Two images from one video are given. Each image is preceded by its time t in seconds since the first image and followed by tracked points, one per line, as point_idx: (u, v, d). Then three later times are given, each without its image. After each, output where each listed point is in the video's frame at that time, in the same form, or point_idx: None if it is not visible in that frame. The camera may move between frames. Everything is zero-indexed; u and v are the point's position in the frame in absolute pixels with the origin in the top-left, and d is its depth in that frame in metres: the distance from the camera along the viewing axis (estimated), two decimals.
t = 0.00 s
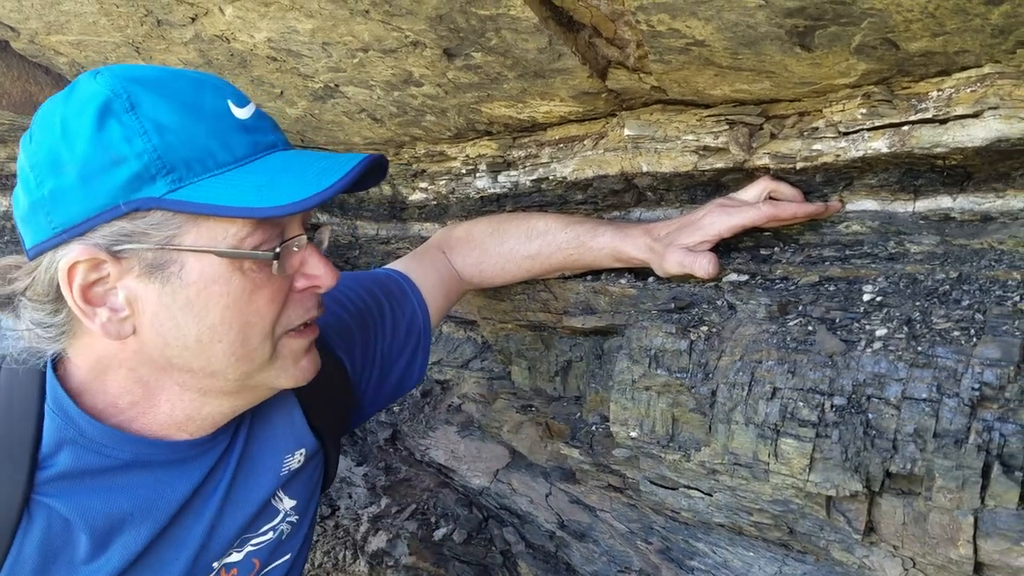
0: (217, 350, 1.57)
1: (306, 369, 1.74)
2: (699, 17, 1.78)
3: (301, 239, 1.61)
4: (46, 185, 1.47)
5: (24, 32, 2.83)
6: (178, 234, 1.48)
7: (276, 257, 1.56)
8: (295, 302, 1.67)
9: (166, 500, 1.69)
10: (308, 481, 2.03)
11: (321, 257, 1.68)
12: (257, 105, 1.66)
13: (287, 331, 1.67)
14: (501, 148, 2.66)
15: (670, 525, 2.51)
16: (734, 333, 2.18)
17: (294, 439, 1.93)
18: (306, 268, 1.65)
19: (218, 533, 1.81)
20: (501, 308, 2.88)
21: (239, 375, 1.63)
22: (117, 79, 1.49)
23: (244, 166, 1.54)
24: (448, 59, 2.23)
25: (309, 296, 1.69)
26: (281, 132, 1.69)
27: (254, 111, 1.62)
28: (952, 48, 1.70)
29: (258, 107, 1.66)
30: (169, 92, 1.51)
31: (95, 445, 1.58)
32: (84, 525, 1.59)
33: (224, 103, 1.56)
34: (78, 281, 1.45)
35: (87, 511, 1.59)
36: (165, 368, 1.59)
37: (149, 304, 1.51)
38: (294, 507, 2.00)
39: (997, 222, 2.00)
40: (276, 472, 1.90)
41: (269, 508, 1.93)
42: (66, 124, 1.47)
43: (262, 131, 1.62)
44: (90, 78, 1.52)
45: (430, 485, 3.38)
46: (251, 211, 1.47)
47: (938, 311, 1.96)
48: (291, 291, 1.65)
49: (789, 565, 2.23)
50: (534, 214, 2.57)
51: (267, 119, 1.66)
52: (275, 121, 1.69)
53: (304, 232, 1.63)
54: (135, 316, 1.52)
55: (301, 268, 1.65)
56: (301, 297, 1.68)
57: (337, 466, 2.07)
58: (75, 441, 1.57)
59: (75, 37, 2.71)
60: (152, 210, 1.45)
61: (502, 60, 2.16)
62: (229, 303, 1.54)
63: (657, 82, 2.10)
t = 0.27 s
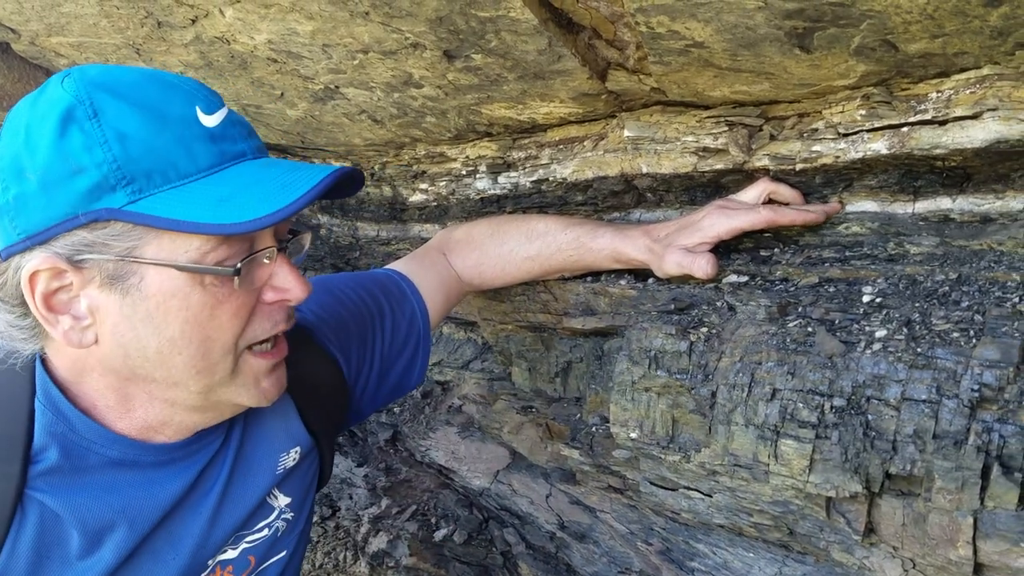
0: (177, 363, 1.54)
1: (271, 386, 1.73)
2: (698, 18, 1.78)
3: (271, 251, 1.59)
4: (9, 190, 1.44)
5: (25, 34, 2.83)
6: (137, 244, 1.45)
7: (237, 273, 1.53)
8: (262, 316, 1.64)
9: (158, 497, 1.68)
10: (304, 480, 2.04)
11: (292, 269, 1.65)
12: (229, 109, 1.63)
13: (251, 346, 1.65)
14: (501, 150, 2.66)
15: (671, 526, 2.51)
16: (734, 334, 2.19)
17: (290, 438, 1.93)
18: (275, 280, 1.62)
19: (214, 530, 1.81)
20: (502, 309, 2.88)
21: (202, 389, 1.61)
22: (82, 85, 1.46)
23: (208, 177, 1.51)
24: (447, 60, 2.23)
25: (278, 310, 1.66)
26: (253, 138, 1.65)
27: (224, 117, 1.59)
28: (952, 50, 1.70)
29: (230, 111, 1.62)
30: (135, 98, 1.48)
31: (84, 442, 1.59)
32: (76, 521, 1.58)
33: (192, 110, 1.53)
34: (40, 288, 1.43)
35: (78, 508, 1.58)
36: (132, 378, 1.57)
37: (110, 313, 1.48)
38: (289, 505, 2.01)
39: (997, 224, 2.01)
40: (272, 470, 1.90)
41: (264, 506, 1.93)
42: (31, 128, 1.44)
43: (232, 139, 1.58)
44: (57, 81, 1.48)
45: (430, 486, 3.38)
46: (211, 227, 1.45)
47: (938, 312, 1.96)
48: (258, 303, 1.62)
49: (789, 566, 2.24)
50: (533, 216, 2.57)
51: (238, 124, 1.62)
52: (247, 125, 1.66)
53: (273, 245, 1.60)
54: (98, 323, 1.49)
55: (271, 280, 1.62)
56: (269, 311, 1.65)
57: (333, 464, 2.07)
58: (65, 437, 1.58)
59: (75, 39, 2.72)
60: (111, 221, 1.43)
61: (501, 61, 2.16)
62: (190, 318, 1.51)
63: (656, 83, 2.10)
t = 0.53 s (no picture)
0: (173, 366, 1.55)
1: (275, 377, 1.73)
2: (702, 18, 1.78)
3: (265, 255, 1.59)
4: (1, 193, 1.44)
5: (30, 33, 2.84)
6: (128, 248, 1.45)
7: (230, 277, 1.53)
8: (258, 318, 1.64)
9: (159, 498, 1.68)
10: (305, 479, 2.04)
11: (287, 272, 1.65)
12: (224, 110, 1.61)
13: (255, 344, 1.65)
14: (505, 149, 2.66)
15: (675, 525, 2.51)
16: (738, 333, 2.18)
17: (292, 437, 1.93)
18: (270, 284, 1.62)
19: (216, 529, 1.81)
20: (505, 308, 2.88)
21: (199, 392, 1.62)
22: (74, 86, 1.44)
23: (200, 181, 1.50)
24: (452, 60, 2.23)
25: (274, 312, 1.66)
26: (248, 139, 1.63)
27: (218, 119, 1.57)
28: (957, 49, 1.70)
29: (225, 111, 1.61)
30: (127, 100, 1.46)
31: (85, 442, 1.59)
32: (78, 522, 1.58)
33: (185, 112, 1.51)
34: (33, 293, 1.43)
35: (80, 509, 1.58)
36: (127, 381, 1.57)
37: (103, 316, 1.48)
38: (291, 503, 2.01)
39: (1002, 223, 2.00)
40: (274, 469, 1.90)
41: (266, 505, 1.94)
42: (22, 131, 1.43)
43: (226, 141, 1.57)
44: (50, 82, 1.47)
45: (433, 485, 3.38)
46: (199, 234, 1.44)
47: (943, 312, 1.96)
48: (253, 306, 1.62)
49: (793, 566, 2.24)
50: (537, 216, 2.57)
51: (233, 126, 1.61)
52: (242, 126, 1.64)
53: (268, 248, 1.60)
54: (92, 327, 1.49)
55: (266, 283, 1.62)
56: (265, 313, 1.65)
57: (335, 463, 2.07)
58: (66, 438, 1.58)
59: (80, 38, 2.72)
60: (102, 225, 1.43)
61: (506, 61, 2.16)
62: (183, 323, 1.51)
63: (660, 82, 2.10)
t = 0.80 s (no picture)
0: (179, 366, 1.54)
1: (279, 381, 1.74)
2: (705, 16, 1.78)
3: (272, 254, 1.59)
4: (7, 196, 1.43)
5: (31, 32, 2.84)
6: (133, 251, 1.45)
7: (237, 279, 1.53)
8: (266, 317, 1.64)
9: (163, 497, 1.68)
10: (307, 477, 2.04)
11: (293, 271, 1.64)
12: (227, 110, 1.61)
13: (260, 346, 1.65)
14: (507, 148, 2.66)
15: (676, 525, 2.51)
16: (740, 333, 2.18)
17: (293, 435, 1.93)
18: (277, 283, 1.62)
19: (219, 528, 1.81)
20: (507, 308, 2.88)
21: (206, 392, 1.61)
22: (77, 88, 1.44)
23: (206, 182, 1.50)
24: (454, 58, 2.23)
25: (281, 311, 1.66)
26: (251, 139, 1.64)
27: (222, 119, 1.57)
28: (960, 48, 1.70)
29: (228, 111, 1.61)
30: (131, 101, 1.46)
31: (90, 442, 1.59)
32: (83, 521, 1.59)
33: (189, 112, 1.51)
34: (40, 295, 1.43)
35: (85, 508, 1.58)
36: (134, 382, 1.57)
37: (110, 318, 1.48)
38: (293, 502, 2.01)
39: (1004, 223, 2.00)
40: (276, 468, 1.90)
41: (269, 503, 1.94)
42: (26, 133, 1.43)
43: (230, 141, 1.57)
44: (52, 84, 1.47)
45: (435, 484, 3.38)
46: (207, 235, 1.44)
47: (945, 311, 1.96)
48: (260, 306, 1.62)
49: (795, 565, 2.24)
50: (539, 215, 2.57)
51: (237, 125, 1.61)
52: (245, 126, 1.64)
53: (274, 248, 1.60)
54: (99, 329, 1.49)
55: (273, 283, 1.62)
56: (272, 313, 1.65)
57: (336, 461, 2.07)
58: (71, 437, 1.58)
59: (82, 37, 2.72)
60: (110, 227, 1.43)
61: (508, 60, 2.16)
62: (190, 322, 1.51)
63: (662, 81, 2.10)
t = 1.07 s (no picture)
0: (198, 358, 1.55)
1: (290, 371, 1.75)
2: (706, 16, 1.78)
3: (284, 248, 1.60)
4: (19, 194, 1.42)
5: (32, 31, 2.84)
6: (153, 246, 1.46)
7: (257, 271, 1.54)
8: (277, 310, 1.65)
9: (164, 495, 1.68)
10: (307, 476, 2.04)
11: (304, 265, 1.67)
12: (237, 109, 1.62)
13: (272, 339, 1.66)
14: (508, 147, 2.66)
15: (677, 525, 2.51)
16: (741, 332, 2.18)
17: (293, 433, 1.93)
18: (289, 276, 1.64)
19: (218, 526, 1.81)
20: (508, 307, 2.88)
21: (223, 382, 1.62)
22: (91, 86, 1.44)
23: (222, 179, 1.51)
24: (455, 58, 2.23)
25: (291, 304, 1.68)
26: (262, 137, 1.64)
27: (234, 117, 1.58)
28: (961, 48, 1.70)
29: (238, 110, 1.61)
30: (146, 99, 1.46)
31: (93, 440, 1.58)
32: (84, 519, 1.59)
33: (202, 110, 1.52)
34: (54, 293, 1.42)
35: (85, 506, 1.58)
36: (146, 377, 1.57)
37: (128, 314, 1.48)
38: (293, 500, 2.01)
39: (1005, 222, 2.00)
40: (276, 466, 1.90)
41: (269, 501, 1.94)
42: (39, 131, 1.42)
43: (243, 139, 1.58)
44: (63, 82, 1.46)
45: (436, 483, 3.38)
46: (228, 231, 1.45)
47: (946, 311, 1.96)
48: (273, 299, 1.63)
49: (796, 564, 2.25)
50: (540, 214, 2.57)
51: (247, 123, 1.61)
52: (255, 124, 1.65)
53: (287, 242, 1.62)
54: (115, 325, 1.49)
55: (285, 276, 1.64)
56: (282, 306, 1.66)
57: (337, 459, 2.07)
58: (72, 435, 1.57)
59: (83, 37, 2.72)
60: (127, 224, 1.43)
61: (509, 59, 2.16)
62: (213, 313, 1.52)
63: (664, 81, 2.10)
